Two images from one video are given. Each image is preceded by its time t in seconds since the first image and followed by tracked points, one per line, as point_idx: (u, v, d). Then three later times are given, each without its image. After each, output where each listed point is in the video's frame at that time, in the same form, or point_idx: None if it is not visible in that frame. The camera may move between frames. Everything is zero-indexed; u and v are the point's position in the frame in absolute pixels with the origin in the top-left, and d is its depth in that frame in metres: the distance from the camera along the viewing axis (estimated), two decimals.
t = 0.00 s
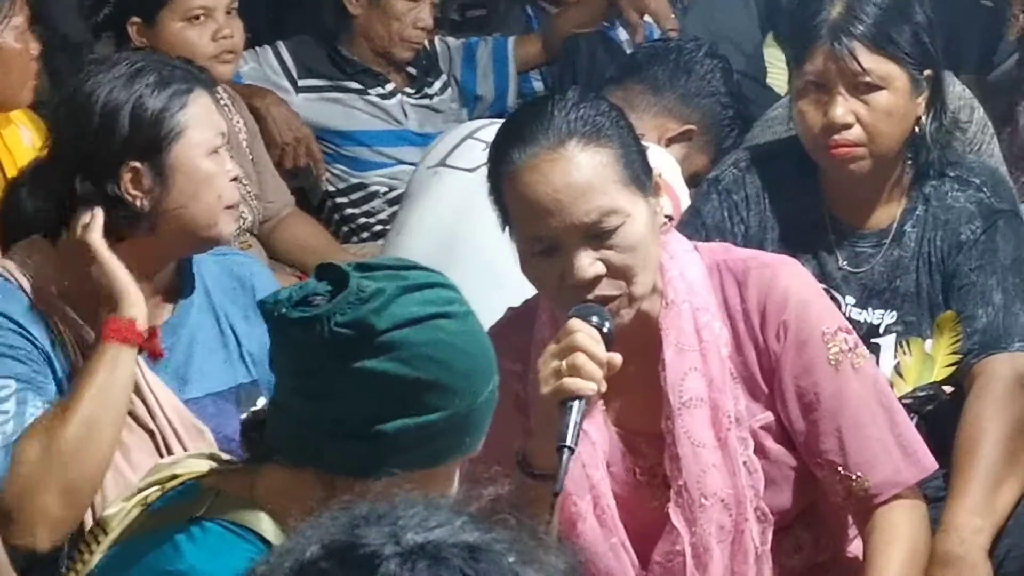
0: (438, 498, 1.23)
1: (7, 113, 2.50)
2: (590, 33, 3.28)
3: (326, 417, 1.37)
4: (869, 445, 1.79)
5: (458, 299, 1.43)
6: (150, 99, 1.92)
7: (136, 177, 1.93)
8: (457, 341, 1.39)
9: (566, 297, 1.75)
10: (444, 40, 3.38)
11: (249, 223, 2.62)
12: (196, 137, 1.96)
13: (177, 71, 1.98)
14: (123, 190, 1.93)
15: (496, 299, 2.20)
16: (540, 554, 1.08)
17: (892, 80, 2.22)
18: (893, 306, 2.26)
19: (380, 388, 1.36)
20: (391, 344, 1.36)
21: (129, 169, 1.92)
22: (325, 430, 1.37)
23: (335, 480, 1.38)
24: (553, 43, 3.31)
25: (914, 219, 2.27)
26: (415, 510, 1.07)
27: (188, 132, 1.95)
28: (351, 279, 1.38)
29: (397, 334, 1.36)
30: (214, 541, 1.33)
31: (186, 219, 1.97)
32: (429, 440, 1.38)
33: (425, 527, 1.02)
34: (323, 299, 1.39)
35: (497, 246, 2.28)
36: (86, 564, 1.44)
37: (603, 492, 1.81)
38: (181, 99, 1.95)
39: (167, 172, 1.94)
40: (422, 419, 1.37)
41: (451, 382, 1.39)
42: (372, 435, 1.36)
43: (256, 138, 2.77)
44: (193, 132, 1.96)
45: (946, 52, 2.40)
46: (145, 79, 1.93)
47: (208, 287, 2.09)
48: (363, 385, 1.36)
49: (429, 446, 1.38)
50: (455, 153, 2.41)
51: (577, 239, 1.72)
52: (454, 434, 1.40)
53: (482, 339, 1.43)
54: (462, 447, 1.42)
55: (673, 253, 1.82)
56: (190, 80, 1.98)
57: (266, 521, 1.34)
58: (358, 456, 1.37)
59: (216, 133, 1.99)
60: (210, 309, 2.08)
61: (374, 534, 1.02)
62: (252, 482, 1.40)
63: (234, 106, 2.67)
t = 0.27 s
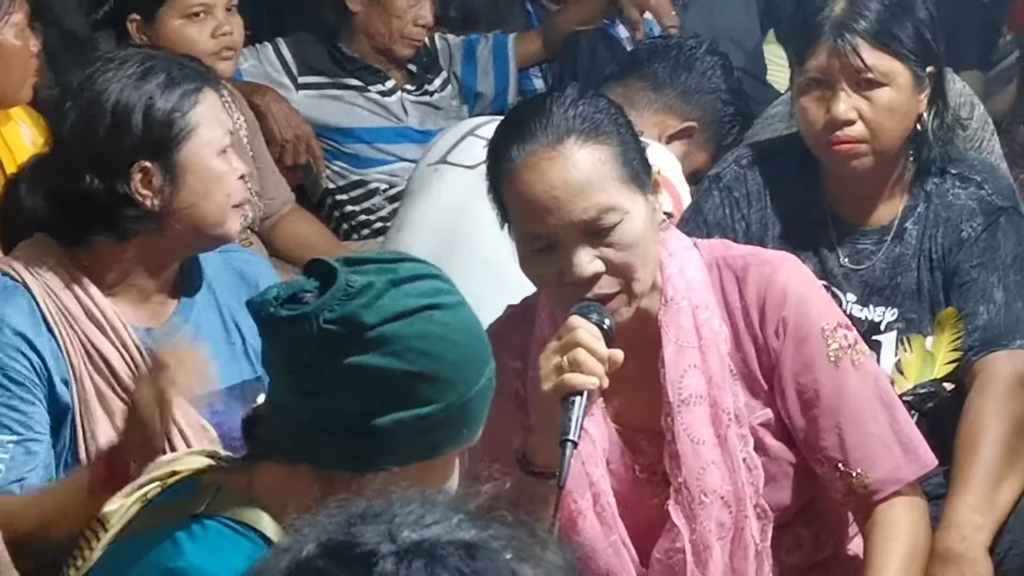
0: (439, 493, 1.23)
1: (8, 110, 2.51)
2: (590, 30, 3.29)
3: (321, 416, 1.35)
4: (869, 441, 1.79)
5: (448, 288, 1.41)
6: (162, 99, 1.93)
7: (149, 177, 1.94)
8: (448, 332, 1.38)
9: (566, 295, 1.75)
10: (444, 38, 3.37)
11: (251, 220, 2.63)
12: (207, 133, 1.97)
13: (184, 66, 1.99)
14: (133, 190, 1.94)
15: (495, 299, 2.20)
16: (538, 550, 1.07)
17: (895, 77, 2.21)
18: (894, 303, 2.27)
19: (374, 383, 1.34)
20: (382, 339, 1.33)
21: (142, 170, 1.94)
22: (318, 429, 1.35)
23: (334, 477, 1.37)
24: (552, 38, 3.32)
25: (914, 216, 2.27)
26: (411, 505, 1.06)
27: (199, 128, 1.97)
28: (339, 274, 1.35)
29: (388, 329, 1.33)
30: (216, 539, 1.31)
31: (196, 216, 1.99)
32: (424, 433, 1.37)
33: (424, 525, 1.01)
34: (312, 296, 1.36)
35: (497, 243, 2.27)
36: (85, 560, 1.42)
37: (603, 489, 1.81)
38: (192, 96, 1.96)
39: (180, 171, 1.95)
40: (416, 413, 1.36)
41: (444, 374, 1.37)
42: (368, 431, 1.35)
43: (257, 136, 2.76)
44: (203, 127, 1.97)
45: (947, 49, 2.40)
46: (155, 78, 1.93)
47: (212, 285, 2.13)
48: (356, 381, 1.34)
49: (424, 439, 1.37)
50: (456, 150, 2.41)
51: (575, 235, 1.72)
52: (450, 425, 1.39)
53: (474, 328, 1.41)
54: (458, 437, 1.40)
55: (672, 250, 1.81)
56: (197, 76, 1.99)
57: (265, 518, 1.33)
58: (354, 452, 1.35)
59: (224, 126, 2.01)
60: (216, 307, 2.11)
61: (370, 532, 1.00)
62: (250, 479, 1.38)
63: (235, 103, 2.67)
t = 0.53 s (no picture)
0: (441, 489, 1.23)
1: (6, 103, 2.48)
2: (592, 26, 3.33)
3: (315, 414, 1.33)
4: (869, 439, 1.79)
5: (435, 278, 1.39)
6: (174, 102, 1.94)
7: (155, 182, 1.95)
8: (436, 323, 1.35)
9: (566, 292, 1.74)
10: (444, 33, 3.36)
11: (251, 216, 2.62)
12: (217, 131, 1.98)
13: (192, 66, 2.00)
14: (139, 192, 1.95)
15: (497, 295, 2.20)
16: (534, 546, 1.05)
17: (897, 73, 2.21)
18: (895, 299, 2.27)
19: (363, 378, 1.32)
20: (367, 333, 1.31)
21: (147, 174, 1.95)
22: (314, 425, 1.33)
23: (329, 472, 1.34)
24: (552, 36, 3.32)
25: (916, 213, 2.27)
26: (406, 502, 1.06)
27: (210, 126, 1.97)
28: (322, 270, 1.34)
29: (373, 323, 1.32)
30: (218, 536, 1.29)
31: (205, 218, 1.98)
32: (418, 425, 1.35)
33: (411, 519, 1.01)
34: (298, 294, 1.34)
35: (497, 239, 2.27)
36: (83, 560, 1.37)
37: (603, 487, 1.80)
38: (202, 95, 1.97)
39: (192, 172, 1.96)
40: (407, 406, 1.34)
41: (433, 364, 1.35)
42: (361, 426, 1.33)
43: (257, 132, 2.76)
44: (214, 126, 1.98)
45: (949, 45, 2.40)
46: (164, 80, 1.94)
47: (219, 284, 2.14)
48: (345, 377, 1.32)
49: (419, 431, 1.35)
50: (456, 147, 2.41)
51: (575, 232, 1.72)
52: (444, 414, 1.36)
53: (464, 316, 1.39)
54: (454, 426, 1.38)
55: (672, 248, 1.82)
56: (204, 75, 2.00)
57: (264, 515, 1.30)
58: (348, 447, 1.33)
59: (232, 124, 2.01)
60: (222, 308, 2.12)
61: (355, 528, 1.00)
62: (249, 476, 1.35)
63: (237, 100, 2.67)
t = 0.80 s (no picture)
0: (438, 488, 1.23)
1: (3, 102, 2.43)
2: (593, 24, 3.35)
3: (303, 409, 1.33)
4: (868, 437, 1.79)
5: (416, 268, 1.40)
6: (178, 105, 1.95)
7: (161, 180, 1.95)
8: (418, 314, 1.36)
9: (565, 291, 1.74)
10: (444, 32, 3.37)
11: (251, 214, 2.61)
12: (219, 132, 1.98)
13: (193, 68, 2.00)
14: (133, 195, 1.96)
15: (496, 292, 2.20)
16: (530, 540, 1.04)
17: (897, 70, 2.21)
18: (895, 297, 2.26)
19: (346, 371, 1.33)
20: (348, 326, 1.32)
21: (148, 171, 1.95)
22: (303, 420, 1.33)
23: (324, 469, 1.35)
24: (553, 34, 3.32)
25: (916, 211, 2.27)
26: (388, 497, 1.02)
27: (213, 128, 1.98)
28: (301, 267, 1.34)
29: (353, 316, 1.32)
30: (216, 535, 1.28)
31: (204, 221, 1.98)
32: (406, 415, 1.35)
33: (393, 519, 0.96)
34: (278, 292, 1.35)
35: (496, 237, 2.27)
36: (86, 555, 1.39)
37: (604, 485, 1.81)
38: (203, 97, 1.98)
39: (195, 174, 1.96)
40: (393, 398, 1.34)
41: (417, 354, 1.35)
42: (348, 420, 1.33)
43: (257, 129, 2.76)
44: (217, 128, 1.98)
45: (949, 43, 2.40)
46: (167, 85, 1.95)
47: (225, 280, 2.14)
48: (328, 372, 1.33)
49: (407, 421, 1.35)
50: (456, 146, 2.41)
51: (574, 232, 1.71)
52: (432, 403, 1.37)
53: (447, 305, 1.40)
54: (444, 415, 1.38)
55: (671, 246, 1.82)
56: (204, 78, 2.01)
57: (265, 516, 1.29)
58: (336, 441, 1.34)
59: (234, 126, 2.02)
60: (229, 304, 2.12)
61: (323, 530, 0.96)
62: (244, 474, 1.35)
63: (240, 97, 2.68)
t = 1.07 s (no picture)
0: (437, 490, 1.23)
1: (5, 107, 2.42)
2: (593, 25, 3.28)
3: (293, 409, 1.31)
4: (866, 436, 1.79)
5: (406, 265, 1.37)
6: (161, 107, 1.98)
7: (152, 185, 1.97)
8: (402, 311, 1.33)
9: (565, 291, 1.74)
10: (445, 33, 3.37)
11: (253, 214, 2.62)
12: (202, 131, 2.02)
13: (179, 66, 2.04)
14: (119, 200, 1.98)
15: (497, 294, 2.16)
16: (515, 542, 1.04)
17: (897, 70, 2.22)
18: (896, 297, 2.26)
19: (332, 370, 1.30)
20: (331, 326, 1.30)
21: (138, 175, 1.98)
22: (293, 419, 1.31)
23: (318, 469, 1.31)
24: (555, 36, 3.32)
25: (917, 211, 2.28)
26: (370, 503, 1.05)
27: (197, 126, 2.02)
28: (283, 267, 1.32)
29: (336, 315, 1.30)
30: (213, 536, 1.27)
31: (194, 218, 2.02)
32: (394, 413, 1.32)
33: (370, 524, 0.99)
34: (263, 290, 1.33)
35: (496, 239, 2.24)
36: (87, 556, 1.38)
37: (604, 484, 1.82)
38: (190, 96, 2.02)
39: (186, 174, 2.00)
40: (379, 397, 1.31)
41: (404, 351, 1.33)
42: (335, 419, 1.30)
43: (258, 127, 2.77)
44: (201, 126, 2.02)
45: (951, 43, 2.40)
46: (148, 87, 1.99)
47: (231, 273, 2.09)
48: (314, 372, 1.30)
49: (396, 419, 1.33)
50: (457, 146, 2.43)
51: (574, 231, 1.72)
52: (422, 400, 1.34)
53: (436, 300, 1.37)
54: (435, 412, 1.36)
55: (671, 245, 1.82)
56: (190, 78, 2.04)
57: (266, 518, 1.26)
58: (326, 440, 1.31)
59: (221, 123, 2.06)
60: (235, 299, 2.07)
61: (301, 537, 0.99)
62: (241, 473, 1.33)
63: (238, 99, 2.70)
